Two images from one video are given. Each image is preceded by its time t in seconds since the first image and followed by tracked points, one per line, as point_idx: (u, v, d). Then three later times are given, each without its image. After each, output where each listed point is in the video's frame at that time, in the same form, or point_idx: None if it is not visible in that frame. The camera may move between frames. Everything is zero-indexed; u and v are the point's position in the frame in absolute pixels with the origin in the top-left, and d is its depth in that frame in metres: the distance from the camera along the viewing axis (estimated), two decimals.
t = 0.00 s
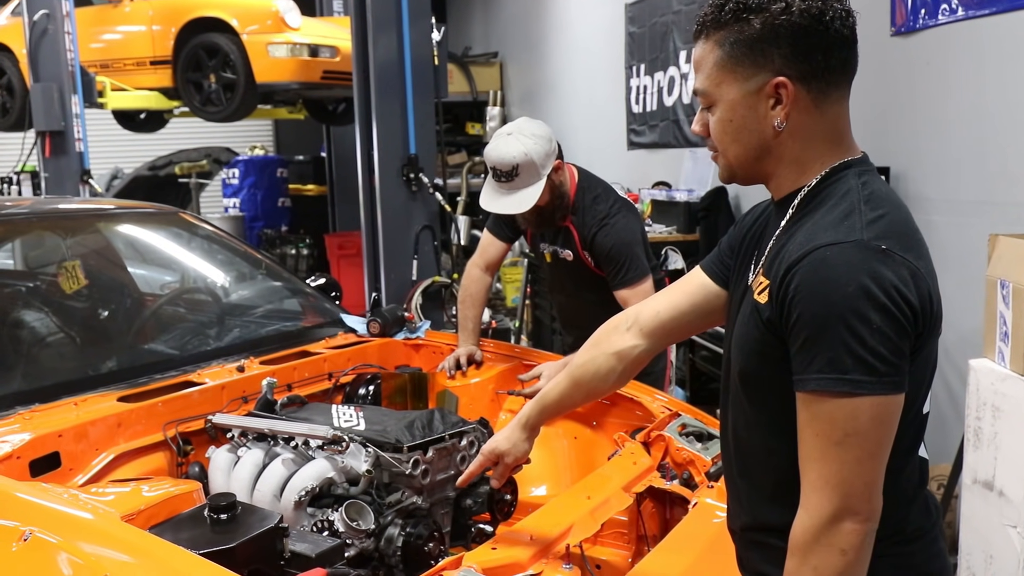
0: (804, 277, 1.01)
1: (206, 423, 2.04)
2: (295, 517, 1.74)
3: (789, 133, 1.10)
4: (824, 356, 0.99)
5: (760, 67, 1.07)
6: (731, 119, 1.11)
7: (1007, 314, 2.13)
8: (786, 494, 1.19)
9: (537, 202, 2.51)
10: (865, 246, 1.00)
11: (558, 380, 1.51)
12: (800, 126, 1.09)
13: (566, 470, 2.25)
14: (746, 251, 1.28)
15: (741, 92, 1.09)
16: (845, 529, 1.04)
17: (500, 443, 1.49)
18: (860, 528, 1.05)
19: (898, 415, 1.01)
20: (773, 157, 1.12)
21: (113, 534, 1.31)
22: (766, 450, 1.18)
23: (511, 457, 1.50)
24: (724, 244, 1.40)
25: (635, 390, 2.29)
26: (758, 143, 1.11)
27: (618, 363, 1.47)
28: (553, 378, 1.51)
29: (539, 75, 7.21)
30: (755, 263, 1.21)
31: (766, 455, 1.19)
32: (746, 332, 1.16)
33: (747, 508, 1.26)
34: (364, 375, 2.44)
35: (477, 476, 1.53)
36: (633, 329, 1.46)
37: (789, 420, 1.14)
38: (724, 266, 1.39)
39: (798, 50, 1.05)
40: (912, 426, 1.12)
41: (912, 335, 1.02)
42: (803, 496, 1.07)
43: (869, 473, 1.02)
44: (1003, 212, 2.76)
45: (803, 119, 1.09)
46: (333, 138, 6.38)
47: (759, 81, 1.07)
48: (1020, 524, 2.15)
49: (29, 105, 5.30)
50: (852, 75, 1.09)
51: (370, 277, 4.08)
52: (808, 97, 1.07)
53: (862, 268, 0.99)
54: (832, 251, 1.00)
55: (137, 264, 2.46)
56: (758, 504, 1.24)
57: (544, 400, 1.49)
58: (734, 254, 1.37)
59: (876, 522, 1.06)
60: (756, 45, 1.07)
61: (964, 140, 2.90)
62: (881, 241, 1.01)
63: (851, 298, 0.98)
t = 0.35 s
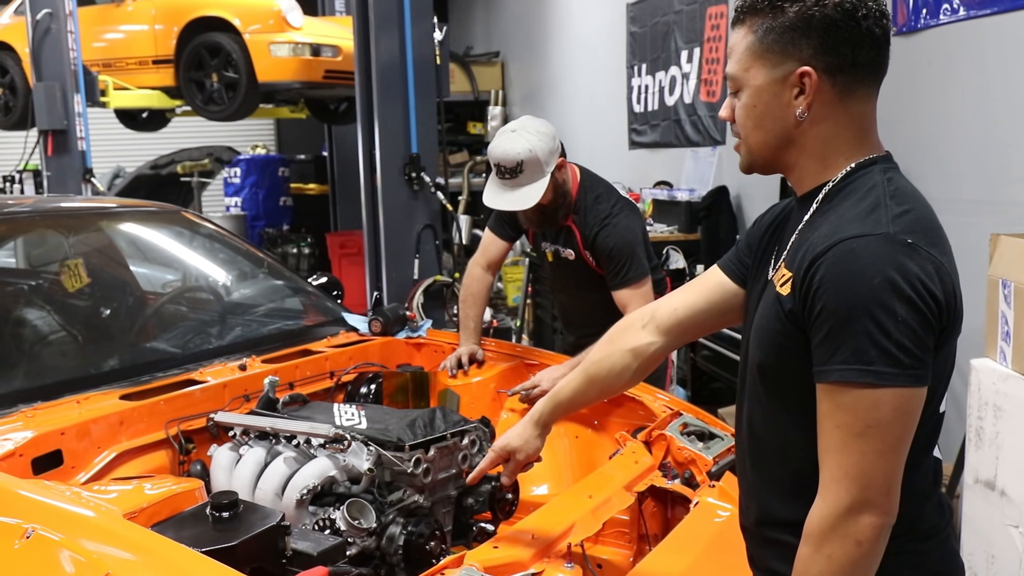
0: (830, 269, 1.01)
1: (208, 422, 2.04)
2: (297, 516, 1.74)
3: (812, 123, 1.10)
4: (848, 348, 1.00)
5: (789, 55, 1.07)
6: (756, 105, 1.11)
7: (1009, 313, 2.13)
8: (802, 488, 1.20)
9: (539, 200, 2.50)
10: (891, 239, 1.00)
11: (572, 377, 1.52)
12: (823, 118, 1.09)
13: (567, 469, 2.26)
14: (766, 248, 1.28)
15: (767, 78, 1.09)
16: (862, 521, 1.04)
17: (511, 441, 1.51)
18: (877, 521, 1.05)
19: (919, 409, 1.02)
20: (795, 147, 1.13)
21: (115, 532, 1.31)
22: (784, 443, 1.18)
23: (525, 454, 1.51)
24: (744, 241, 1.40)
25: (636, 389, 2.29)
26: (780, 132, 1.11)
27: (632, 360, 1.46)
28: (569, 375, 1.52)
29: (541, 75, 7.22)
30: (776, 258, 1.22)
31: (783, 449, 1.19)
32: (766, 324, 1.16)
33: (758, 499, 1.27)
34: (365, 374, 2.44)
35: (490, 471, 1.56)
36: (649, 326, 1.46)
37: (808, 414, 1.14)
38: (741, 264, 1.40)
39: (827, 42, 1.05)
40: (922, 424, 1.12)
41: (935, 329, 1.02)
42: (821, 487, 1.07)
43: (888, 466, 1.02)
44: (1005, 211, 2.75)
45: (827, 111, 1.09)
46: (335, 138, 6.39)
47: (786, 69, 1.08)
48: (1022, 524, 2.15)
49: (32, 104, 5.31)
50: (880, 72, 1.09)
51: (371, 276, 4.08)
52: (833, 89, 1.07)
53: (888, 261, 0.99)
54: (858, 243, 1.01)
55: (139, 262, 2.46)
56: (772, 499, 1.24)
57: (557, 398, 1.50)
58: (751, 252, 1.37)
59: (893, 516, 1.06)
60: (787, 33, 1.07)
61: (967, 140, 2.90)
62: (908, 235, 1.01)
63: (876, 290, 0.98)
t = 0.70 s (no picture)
0: (830, 279, 1.02)
1: (201, 433, 2.03)
2: (289, 529, 1.72)
3: (821, 138, 1.11)
4: (846, 357, 1.00)
5: (798, 71, 1.08)
6: (765, 122, 1.12)
7: (1002, 330, 2.13)
8: (801, 498, 1.20)
9: (532, 190, 2.50)
10: (893, 251, 1.01)
11: (583, 387, 1.53)
12: (832, 134, 1.10)
13: (561, 483, 2.24)
14: (775, 260, 1.29)
15: (777, 95, 1.10)
16: (854, 530, 1.04)
17: (520, 446, 1.50)
18: (870, 531, 1.05)
19: (917, 420, 1.01)
20: (804, 163, 1.13)
21: (106, 543, 1.30)
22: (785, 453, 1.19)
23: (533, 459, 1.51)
24: (756, 255, 1.41)
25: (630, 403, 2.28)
26: (789, 148, 1.12)
27: (643, 371, 1.48)
28: (579, 384, 1.53)
29: (538, 89, 7.25)
30: (783, 270, 1.22)
31: (784, 458, 1.19)
32: (770, 334, 1.16)
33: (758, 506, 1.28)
34: (359, 387, 2.44)
35: (499, 479, 1.53)
36: (660, 338, 1.47)
37: (809, 424, 1.15)
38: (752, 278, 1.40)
39: (837, 59, 1.06)
40: (922, 438, 1.12)
41: (935, 342, 1.02)
42: (815, 495, 1.07)
43: (882, 477, 1.02)
44: (998, 228, 2.77)
45: (836, 126, 1.10)
46: (332, 150, 6.40)
47: (796, 85, 1.09)
48: (1016, 541, 2.15)
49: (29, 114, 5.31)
50: (888, 89, 1.10)
51: (366, 288, 4.08)
52: (842, 105, 1.08)
53: (888, 272, 0.99)
54: (858, 255, 1.01)
55: (134, 273, 2.46)
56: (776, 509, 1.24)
57: (568, 406, 1.51)
58: (762, 265, 1.37)
59: (887, 527, 1.06)
60: (797, 51, 1.08)
61: (961, 157, 2.91)
62: (909, 248, 1.02)
63: (875, 301, 0.98)
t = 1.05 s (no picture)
0: (832, 273, 1.02)
1: (197, 434, 2.03)
2: (285, 529, 1.72)
3: (834, 139, 1.11)
4: (847, 349, 1.00)
5: (812, 71, 1.08)
6: (777, 121, 1.12)
7: (998, 330, 2.14)
8: (803, 493, 1.20)
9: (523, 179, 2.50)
10: (894, 245, 1.01)
11: (587, 385, 1.53)
12: (843, 135, 1.10)
13: (558, 484, 2.25)
14: (778, 258, 1.29)
15: (790, 94, 1.10)
16: (856, 523, 1.05)
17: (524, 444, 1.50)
18: (872, 524, 1.05)
19: (918, 413, 1.01)
20: (814, 162, 1.13)
21: (101, 544, 1.30)
22: (788, 447, 1.19)
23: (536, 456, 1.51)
24: (759, 253, 1.41)
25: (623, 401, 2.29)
26: (800, 147, 1.12)
27: (647, 369, 1.48)
28: (583, 382, 1.54)
29: (534, 89, 7.26)
30: (787, 267, 1.23)
31: (786, 453, 1.19)
32: (773, 330, 1.17)
33: (760, 502, 1.28)
34: (355, 388, 2.43)
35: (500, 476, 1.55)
36: (664, 336, 1.48)
37: (811, 420, 1.15)
38: (755, 276, 1.40)
39: (851, 60, 1.06)
40: (925, 435, 1.12)
41: (936, 336, 1.02)
42: (817, 489, 1.08)
43: (884, 469, 1.02)
44: (994, 228, 2.77)
45: (848, 128, 1.10)
46: (328, 150, 6.39)
47: (810, 85, 1.09)
48: (1011, 540, 2.15)
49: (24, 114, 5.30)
50: (898, 92, 1.11)
51: (363, 288, 4.07)
52: (855, 107, 1.09)
53: (890, 266, 1.00)
54: (860, 248, 1.02)
55: (130, 273, 2.46)
56: (782, 506, 1.23)
57: (572, 404, 1.51)
58: (765, 264, 1.38)
59: (889, 520, 1.06)
60: (811, 51, 1.08)
61: (957, 157, 2.92)
62: (911, 242, 1.02)
63: (876, 295, 0.99)
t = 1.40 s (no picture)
0: (834, 278, 1.03)
1: (191, 435, 2.03)
2: (277, 531, 1.72)
3: (837, 148, 1.11)
4: (849, 355, 1.00)
5: (816, 81, 1.08)
6: (780, 130, 1.12)
7: (993, 338, 2.14)
8: (804, 497, 1.20)
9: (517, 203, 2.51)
10: (896, 251, 1.01)
11: (586, 389, 1.53)
12: (846, 143, 1.11)
13: (552, 488, 2.24)
14: (777, 262, 1.29)
15: (793, 103, 1.10)
16: (856, 529, 1.04)
17: (520, 447, 1.51)
18: (873, 530, 1.04)
19: (920, 420, 1.01)
20: (816, 170, 1.14)
21: (92, 545, 1.30)
22: (788, 452, 1.19)
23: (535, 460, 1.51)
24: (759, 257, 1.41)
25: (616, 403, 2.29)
26: (803, 155, 1.13)
27: (647, 374, 1.48)
28: (582, 387, 1.54)
29: (533, 93, 7.26)
30: (786, 272, 1.23)
31: (786, 458, 1.19)
32: (773, 335, 1.17)
33: (761, 504, 1.28)
34: (350, 389, 2.43)
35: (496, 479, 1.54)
36: (664, 341, 1.48)
37: (810, 424, 1.15)
38: (755, 280, 1.40)
39: (854, 70, 1.06)
40: (926, 441, 1.12)
41: (938, 342, 1.02)
42: (818, 495, 1.07)
43: (885, 475, 1.02)
44: (991, 236, 2.77)
45: (851, 136, 1.10)
46: (326, 151, 6.39)
47: (813, 95, 1.09)
48: (1005, 548, 2.15)
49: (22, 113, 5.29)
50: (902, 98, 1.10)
51: (359, 290, 4.07)
52: (858, 116, 1.09)
53: (892, 272, 1.00)
54: (862, 255, 1.02)
55: (126, 273, 2.46)
56: (784, 511, 1.23)
57: (570, 407, 1.51)
58: (763, 269, 1.38)
59: (890, 526, 1.05)
60: (815, 60, 1.08)
61: (954, 164, 2.93)
62: (913, 248, 1.02)
63: (878, 300, 0.99)
